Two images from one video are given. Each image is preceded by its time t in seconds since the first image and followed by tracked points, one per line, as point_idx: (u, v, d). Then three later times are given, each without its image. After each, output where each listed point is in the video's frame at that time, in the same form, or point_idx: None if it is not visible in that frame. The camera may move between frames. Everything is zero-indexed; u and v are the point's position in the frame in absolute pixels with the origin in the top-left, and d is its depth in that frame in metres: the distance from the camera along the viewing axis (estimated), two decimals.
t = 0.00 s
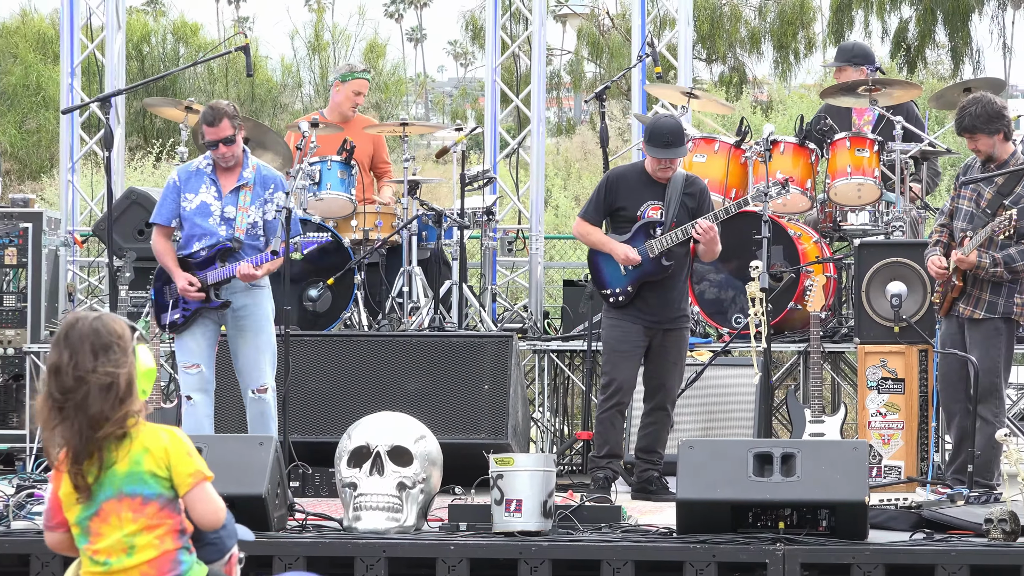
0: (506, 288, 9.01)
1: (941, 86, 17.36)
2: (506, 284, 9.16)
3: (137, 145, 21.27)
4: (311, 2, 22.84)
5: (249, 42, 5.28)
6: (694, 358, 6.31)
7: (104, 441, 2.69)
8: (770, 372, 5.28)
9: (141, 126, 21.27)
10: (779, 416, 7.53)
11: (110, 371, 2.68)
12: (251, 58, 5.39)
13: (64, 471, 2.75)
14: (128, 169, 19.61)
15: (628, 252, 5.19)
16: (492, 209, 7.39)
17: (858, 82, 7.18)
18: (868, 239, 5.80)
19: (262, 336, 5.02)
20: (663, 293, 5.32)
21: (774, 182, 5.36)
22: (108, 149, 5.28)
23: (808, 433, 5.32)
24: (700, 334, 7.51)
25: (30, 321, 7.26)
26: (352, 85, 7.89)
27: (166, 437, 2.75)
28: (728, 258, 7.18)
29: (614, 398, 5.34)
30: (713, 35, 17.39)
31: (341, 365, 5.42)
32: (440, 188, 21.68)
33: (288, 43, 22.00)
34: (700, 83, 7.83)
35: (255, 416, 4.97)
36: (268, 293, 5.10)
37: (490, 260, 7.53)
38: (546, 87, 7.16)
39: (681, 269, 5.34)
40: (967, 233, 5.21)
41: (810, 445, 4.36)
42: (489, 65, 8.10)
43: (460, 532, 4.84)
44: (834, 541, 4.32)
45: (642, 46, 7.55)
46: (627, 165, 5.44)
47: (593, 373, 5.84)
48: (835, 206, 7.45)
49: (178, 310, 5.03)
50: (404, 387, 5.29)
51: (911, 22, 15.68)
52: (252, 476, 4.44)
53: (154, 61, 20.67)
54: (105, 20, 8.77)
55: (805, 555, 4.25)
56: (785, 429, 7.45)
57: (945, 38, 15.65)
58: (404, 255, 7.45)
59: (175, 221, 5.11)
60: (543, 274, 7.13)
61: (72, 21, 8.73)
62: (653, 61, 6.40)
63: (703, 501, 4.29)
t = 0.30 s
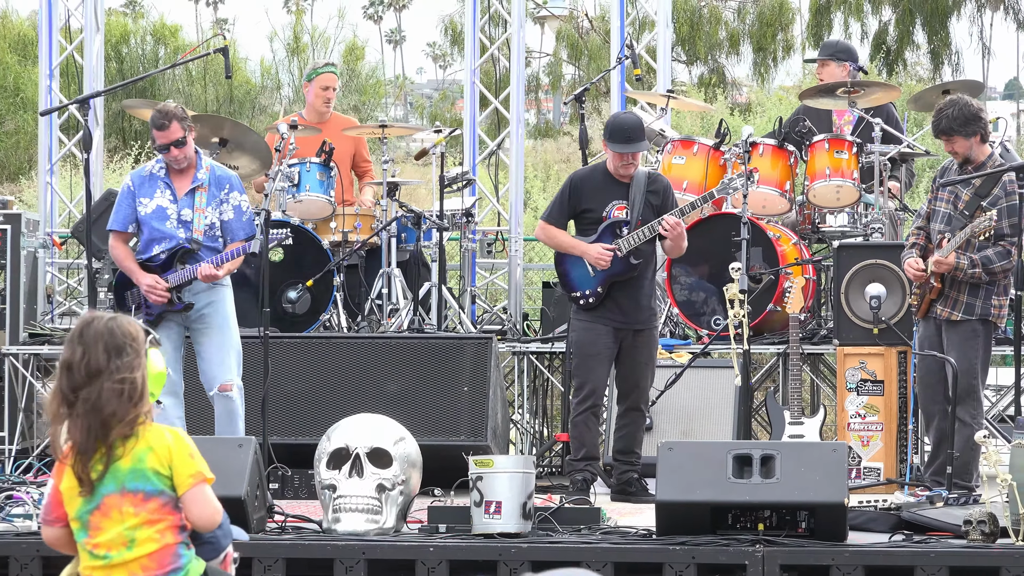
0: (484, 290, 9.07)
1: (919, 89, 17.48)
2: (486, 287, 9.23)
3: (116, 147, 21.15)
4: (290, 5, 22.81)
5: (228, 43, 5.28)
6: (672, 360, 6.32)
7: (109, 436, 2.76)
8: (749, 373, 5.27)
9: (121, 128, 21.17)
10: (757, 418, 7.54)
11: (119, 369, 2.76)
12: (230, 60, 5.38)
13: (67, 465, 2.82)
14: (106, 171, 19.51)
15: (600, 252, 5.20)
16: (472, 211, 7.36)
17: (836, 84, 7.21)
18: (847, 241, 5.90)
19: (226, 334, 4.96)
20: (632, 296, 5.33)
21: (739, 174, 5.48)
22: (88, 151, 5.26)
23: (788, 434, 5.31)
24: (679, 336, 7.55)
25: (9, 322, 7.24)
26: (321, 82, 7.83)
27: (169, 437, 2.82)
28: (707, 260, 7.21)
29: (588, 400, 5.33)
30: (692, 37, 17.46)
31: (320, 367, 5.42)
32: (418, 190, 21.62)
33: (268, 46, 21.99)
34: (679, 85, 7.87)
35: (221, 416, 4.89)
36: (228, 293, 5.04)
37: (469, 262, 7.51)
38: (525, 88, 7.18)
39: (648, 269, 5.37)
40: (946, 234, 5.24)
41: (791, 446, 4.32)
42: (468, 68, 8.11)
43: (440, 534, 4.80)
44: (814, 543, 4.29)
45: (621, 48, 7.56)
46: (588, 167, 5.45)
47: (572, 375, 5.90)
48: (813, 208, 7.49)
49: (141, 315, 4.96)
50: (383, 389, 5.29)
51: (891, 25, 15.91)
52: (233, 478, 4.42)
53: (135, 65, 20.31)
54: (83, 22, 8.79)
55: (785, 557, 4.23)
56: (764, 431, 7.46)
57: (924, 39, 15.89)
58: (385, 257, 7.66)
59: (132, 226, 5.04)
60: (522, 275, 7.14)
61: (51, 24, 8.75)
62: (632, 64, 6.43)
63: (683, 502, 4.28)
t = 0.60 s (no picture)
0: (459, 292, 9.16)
1: (894, 90, 17.57)
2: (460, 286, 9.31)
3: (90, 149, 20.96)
4: (262, 5, 22.70)
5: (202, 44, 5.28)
6: (646, 360, 6.34)
7: (90, 428, 2.78)
8: (723, 375, 5.23)
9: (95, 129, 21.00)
10: (732, 418, 7.55)
11: (105, 361, 2.79)
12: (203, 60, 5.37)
13: (43, 454, 2.83)
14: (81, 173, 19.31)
15: (568, 256, 5.21)
16: (445, 211, 7.48)
17: (810, 85, 7.27)
18: (821, 242, 5.96)
19: (190, 331, 5.00)
20: (594, 296, 5.34)
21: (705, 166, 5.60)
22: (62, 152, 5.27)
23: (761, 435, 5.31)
24: (653, 336, 7.60)
25: None
26: (292, 91, 7.79)
27: (147, 433, 2.85)
28: (682, 261, 7.24)
29: (557, 403, 5.32)
30: (669, 38, 17.03)
31: (294, 369, 5.42)
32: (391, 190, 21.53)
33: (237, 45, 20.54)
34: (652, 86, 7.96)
35: (184, 411, 4.90)
36: (192, 293, 5.05)
37: (443, 263, 7.64)
38: (499, 90, 7.24)
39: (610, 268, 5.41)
40: (919, 234, 5.26)
41: (766, 447, 4.28)
42: (442, 69, 8.15)
43: (414, 536, 4.74)
44: (788, 543, 4.26)
45: (594, 49, 7.67)
46: (543, 168, 5.40)
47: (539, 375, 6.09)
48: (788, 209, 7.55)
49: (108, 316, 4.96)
50: (357, 391, 5.29)
51: (865, 28, 15.54)
52: (205, 480, 4.39)
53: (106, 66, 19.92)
54: (57, 23, 8.82)
55: (759, 557, 4.21)
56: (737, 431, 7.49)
57: (897, 43, 15.50)
58: (359, 258, 7.81)
59: (96, 229, 5.02)
60: (496, 276, 7.16)
61: (24, 25, 8.78)
62: (606, 65, 6.46)
63: (657, 502, 4.26)
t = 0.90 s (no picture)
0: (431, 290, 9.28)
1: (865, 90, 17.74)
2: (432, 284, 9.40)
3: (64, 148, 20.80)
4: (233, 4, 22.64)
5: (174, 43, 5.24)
6: (619, 360, 6.36)
7: (53, 426, 2.82)
8: (696, 374, 5.25)
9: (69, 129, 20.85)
10: (705, 417, 7.59)
11: (75, 364, 2.85)
12: (175, 60, 5.34)
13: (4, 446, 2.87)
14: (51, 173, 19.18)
15: (539, 255, 5.21)
16: (418, 211, 7.57)
17: (783, 85, 7.29)
18: (794, 242, 5.98)
19: (156, 331, 4.99)
20: (561, 296, 5.35)
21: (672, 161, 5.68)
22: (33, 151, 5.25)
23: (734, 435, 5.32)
24: (626, 335, 7.65)
25: None
26: (271, 80, 7.87)
27: (107, 437, 2.89)
28: (657, 260, 7.26)
29: (527, 402, 5.34)
30: (642, 39, 17.17)
31: (266, 368, 5.42)
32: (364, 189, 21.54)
33: (212, 45, 20.52)
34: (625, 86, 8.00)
35: (149, 409, 4.88)
36: (160, 293, 5.05)
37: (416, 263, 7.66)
38: (472, 89, 7.23)
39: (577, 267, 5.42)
40: (892, 232, 5.24)
41: (737, 447, 4.26)
42: (415, 68, 8.17)
43: (386, 535, 4.68)
44: (760, 542, 4.21)
45: (567, 48, 7.78)
46: (505, 168, 5.40)
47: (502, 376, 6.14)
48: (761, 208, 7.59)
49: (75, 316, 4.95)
50: (330, 390, 5.29)
51: (840, 27, 15.71)
52: (179, 479, 4.33)
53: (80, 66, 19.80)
54: (29, 21, 8.84)
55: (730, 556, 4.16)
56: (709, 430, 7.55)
57: (872, 41, 15.69)
58: (331, 258, 7.86)
59: (64, 229, 5.03)
60: (470, 275, 7.18)
61: None
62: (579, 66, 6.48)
63: (628, 502, 4.22)
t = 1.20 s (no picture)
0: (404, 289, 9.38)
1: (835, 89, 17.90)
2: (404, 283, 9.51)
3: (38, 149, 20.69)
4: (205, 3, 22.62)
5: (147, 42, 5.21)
6: (591, 360, 6.39)
7: (12, 427, 2.83)
8: (669, 373, 5.24)
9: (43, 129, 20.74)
10: (677, 416, 7.64)
11: (37, 369, 2.84)
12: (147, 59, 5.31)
13: None
14: (26, 173, 19.19)
15: (508, 258, 5.21)
16: (391, 211, 7.69)
17: (754, 85, 7.33)
18: (767, 240, 5.98)
19: (126, 331, 4.99)
20: (531, 295, 5.37)
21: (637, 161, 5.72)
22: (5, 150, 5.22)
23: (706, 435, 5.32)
24: (597, 335, 7.71)
25: None
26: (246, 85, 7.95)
27: (66, 440, 2.90)
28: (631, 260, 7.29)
29: (498, 403, 5.34)
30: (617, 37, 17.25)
31: (239, 368, 5.42)
32: (340, 189, 21.59)
33: (184, 44, 20.48)
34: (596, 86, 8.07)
35: (118, 409, 4.86)
36: (130, 294, 5.06)
37: (388, 262, 7.87)
38: (444, 89, 7.25)
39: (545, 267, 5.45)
40: (864, 231, 5.24)
41: (710, 446, 4.23)
42: (387, 67, 8.20)
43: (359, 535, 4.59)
44: (733, 541, 4.12)
45: (539, 47, 7.89)
46: (472, 169, 5.39)
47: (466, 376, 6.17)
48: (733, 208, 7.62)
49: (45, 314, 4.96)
50: (302, 389, 5.29)
51: (814, 26, 15.77)
52: (153, 477, 4.25)
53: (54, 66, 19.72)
54: None
55: (704, 555, 4.06)
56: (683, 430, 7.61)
57: (843, 40, 15.83)
58: (304, 256, 8.00)
59: (35, 228, 5.05)
60: (443, 274, 7.20)
61: None
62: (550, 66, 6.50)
63: (601, 502, 4.15)
